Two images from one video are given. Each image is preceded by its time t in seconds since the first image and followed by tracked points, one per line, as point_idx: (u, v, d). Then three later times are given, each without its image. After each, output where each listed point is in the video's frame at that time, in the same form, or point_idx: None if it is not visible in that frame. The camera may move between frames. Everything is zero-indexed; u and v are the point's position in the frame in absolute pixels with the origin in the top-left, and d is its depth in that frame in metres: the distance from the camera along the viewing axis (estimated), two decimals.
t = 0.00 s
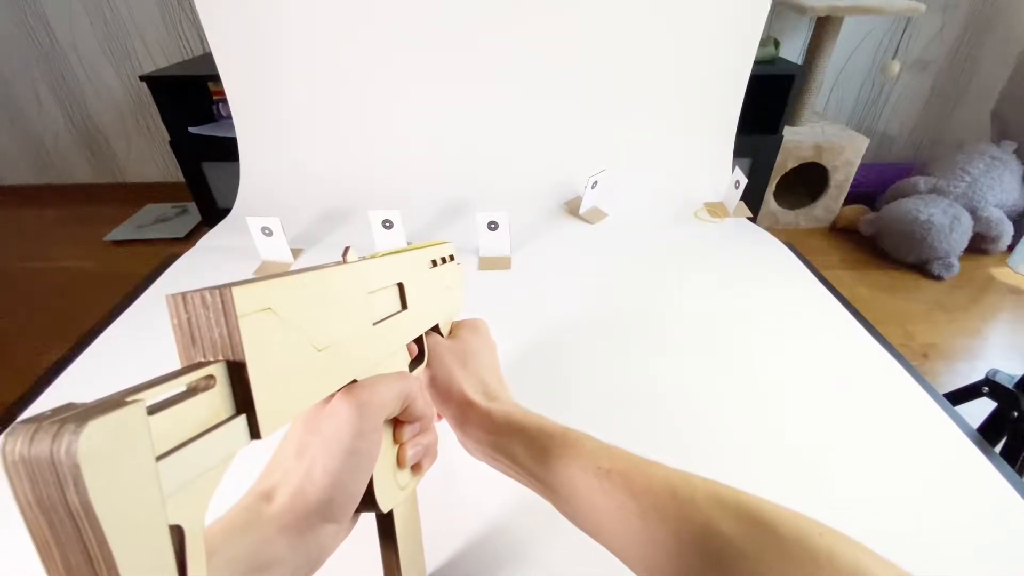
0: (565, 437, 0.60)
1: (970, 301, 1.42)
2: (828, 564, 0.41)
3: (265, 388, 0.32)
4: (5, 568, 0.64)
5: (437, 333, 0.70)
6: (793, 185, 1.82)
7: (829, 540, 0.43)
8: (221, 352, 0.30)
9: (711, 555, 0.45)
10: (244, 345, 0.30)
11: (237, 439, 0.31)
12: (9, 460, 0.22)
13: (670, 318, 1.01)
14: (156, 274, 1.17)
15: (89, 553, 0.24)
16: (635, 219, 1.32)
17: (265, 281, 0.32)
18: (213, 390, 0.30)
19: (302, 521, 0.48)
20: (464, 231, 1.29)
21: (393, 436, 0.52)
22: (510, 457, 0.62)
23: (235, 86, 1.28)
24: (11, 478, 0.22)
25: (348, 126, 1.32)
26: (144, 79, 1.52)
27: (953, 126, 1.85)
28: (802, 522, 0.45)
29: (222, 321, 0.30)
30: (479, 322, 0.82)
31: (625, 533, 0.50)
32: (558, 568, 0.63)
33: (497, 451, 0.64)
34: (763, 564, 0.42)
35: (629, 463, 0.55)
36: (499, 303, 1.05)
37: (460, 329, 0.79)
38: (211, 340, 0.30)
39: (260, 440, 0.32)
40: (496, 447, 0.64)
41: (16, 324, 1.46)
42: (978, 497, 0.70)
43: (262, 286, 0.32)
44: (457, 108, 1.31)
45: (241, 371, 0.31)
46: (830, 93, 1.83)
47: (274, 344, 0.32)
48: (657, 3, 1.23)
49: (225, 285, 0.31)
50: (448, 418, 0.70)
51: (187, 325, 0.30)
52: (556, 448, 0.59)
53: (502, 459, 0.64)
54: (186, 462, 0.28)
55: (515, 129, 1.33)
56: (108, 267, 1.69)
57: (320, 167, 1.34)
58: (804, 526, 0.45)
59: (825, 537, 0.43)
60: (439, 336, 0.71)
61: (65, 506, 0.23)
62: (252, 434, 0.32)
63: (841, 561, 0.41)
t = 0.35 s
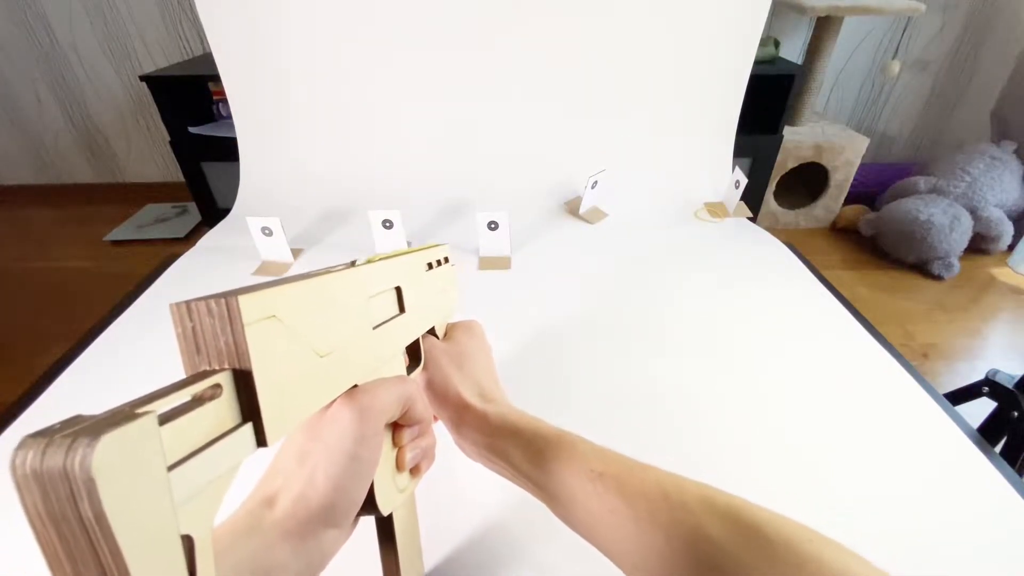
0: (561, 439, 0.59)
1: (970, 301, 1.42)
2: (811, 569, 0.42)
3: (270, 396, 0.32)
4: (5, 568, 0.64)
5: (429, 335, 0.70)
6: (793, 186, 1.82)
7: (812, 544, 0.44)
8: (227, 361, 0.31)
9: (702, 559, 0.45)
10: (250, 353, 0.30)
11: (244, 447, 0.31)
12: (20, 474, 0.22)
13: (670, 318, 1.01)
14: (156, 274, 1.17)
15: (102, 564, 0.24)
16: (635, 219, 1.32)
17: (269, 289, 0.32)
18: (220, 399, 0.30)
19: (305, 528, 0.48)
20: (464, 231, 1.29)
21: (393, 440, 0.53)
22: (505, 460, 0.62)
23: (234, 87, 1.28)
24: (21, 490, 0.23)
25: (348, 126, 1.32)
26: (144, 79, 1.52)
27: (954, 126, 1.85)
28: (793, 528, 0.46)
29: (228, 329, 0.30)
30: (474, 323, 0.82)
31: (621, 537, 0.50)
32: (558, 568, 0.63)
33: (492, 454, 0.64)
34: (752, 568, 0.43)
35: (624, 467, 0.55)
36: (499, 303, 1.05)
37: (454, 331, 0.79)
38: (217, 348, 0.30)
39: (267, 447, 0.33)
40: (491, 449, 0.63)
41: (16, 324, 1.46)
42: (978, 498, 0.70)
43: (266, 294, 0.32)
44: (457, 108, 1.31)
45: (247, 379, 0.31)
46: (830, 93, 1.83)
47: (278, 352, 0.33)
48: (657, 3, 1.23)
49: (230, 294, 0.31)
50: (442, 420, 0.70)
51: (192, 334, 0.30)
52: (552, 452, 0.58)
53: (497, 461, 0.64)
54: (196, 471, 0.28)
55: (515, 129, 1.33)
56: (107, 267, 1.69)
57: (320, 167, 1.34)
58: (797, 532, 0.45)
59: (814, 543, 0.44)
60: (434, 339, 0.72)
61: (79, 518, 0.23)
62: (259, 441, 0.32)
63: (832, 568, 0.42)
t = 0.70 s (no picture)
0: (559, 434, 0.59)
1: (970, 301, 1.42)
2: (812, 558, 0.42)
3: (264, 401, 0.32)
4: (5, 568, 0.63)
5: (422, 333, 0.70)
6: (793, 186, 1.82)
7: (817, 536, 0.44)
8: (219, 368, 0.30)
9: (705, 553, 0.45)
10: (242, 359, 0.30)
11: (241, 456, 0.31)
12: (10, 495, 0.22)
13: (670, 318, 1.01)
14: (156, 274, 1.17)
15: None
16: (636, 220, 1.32)
17: (259, 292, 0.32)
18: (213, 407, 0.30)
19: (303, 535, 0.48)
20: (465, 231, 1.29)
21: (390, 440, 0.53)
22: (503, 456, 0.62)
23: (234, 87, 1.28)
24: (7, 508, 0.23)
25: (349, 126, 1.32)
26: (145, 79, 1.52)
27: (953, 126, 1.85)
28: (791, 517, 0.46)
29: (218, 335, 0.30)
30: (465, 319, 0.82)
31: (624, 534, 0.50)
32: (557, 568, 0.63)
33: (489, 450, 0.64)
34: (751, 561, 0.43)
35: (624, 461, 0.55)
36: (499, 303, 1.05)
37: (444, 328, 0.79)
38: (207, 355, 0.30)
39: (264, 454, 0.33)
40: (488, 445, 0.64)
41: (16, 324, 1.46)
42: (978, 497, 0.70)
43: (256, 298, 0.31)
44: (457, 108, 1.31)
45: (241, 386, 0.31)
46: (830, 93, 1.83)
47: (272, 356, 0.32)
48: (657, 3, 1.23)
49: (218, 298, 0.30)
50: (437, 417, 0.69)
51: (180, 341, 0.30)
52: (550, 446, 0.58)
53: (495, 457, 0.64)
54: (190, 484, 0.28)
55: (515, 129, 1.33)
56: (107, 267, 1.69)
57: (321, 167, 1.34)
58: (797, 523, 0.45)
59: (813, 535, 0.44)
60: (425, 335, 0.71)
61: (72, 536, 0.23)
62: (256, 449, 0.32)
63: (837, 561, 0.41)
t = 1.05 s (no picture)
0: (517, 436, 0.59)
1: (969, 301, 1.42)
2: (779, 548, 0.42)
3: (182, 438, 0.32)
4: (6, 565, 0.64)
5: (365, 345, 0.67)
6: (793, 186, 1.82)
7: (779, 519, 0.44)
8: (128, 411, 0.30)
9: (677, 550, 0.45)
10: (152, 398, 0.30)
11: (160, 497, 0.32)
12: None
13: (670, 318, 1.01)
14: (156, 274, 1.17)
15: None
16: (635, 220, 1.32)
17: (173, 320, 0.31)
18: (123, 452, 0.30)
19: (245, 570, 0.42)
20: (465, 231, 1.29)
21: (337, 462, 0.52)
22: (466, 463, 0.61)
23: (234, 87, 1.28)
24: None
25: (347, 126, 1.31)
26: (145, 79, 1.52)
27: (953, 126, 1.85)
28: (755, 504, 0.45)
29: (123, 373, 0.29)
30: (412, 327, 0.77)
31: (591, 535, 0.50)
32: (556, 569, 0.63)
33: (448, 455, 0.63)
34: (723, 557, 0.43)
35: (585, 459, 0.54)
36: (499, 302, 1.05)
37: (390, 337, 0.74)
38: (114, 396, 0.30)
39: (188, 494, 0.33)
40: (449, 450, 0.63)
41: (17, 324, 1.46)
42: (978, 498, 0.70)
43: (166, 327, 0.30)
44: (457, 108, 1.31)
45: (154, 426, 0.31)
46: (830, 93, 1.83)
47: (186, 389, 0.32)
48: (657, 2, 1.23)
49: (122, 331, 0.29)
50: (395, 430, 0.69)
51: (82, 383, 0.29)
52: (511, 452, 0.58)
53: (457, 463, 0.63)
54: (96, 532, 0.29)
55: (515, 129, 1.33)
56: (107, 267, 1.69)
57: (320, 168, 1.34)
58: (767, 510, 0.45)
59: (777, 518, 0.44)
60: (371, 349, 0.68)
61: None
62: (178, 491, 0.33)
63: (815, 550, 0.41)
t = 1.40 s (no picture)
0: (519, 436, 0.59)
1: (970, 301, 1.42)
2: (780, 544, 0.42)
3: (186, 449, 0.30)
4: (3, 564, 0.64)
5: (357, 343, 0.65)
6: (794, 185, 1.82)
7: (778, 514, 0.44)
8: (128, 424, 0.28)
9: (683, 544, 0.46)
10: (153, 407, 0.27)
11: (164, 518, 0.30)
12: None
13: (671, 319, 1.01)
14: (156, 274, 1.17)
15: None
16: (635, 220, 1.32)
17: (169, 322, 0.29)
18: (124, 472, 0.28)
19: None
20: (465, 231, 1.29)
21: (337, 467, 0.51)
22: (465, 461, 0.61)
23: (234, 87, 1.28)
24: None
25: (348, 126, 1.31)
26: (145, 79, 1.52)
27: (954, 126, 1.85)
28: (757, 500, 0.46)
29: (120, 384, 0.27)
30: (400, 322, 0.77)
31: (593, 528, 0.50)
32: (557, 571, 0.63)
33: (449, 456, 0.63)
34: (730, 557, 0.43)
35: (588, 455, 0.54)
36: (499, 302, 1.05)
37: (376, 335, 0.73)
38: (109, 411, 0.27)
39: (195, 512, 0.31)
40: (449, 451, 0.63)
41: (17, 324, 1.46)
42: (978, 498, 0.70)
43: (163, 329, 0.28)
44: (457, 108, 1.31)
45: (155, 438, 0.28)
46: (830, 93, 1.83)
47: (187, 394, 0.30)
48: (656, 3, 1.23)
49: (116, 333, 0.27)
50: (390, 430, 0.68)
51: (76, 393, 0.27)
52: (512, 451, 0.58)
53: (457, 464, 0.63)
54: (103, 560, 0.27)
55: (515, 130, 1.33)
56: (107, 267, 1.69)
57: (320, 168, 1.34)
58: (768, 506, 0.45)
59: (773, 512, 0.44)
60: (361, 347, 0.66)
61: None
62: (185, 509, 0.31)
63: (817, 540, 0.41)
